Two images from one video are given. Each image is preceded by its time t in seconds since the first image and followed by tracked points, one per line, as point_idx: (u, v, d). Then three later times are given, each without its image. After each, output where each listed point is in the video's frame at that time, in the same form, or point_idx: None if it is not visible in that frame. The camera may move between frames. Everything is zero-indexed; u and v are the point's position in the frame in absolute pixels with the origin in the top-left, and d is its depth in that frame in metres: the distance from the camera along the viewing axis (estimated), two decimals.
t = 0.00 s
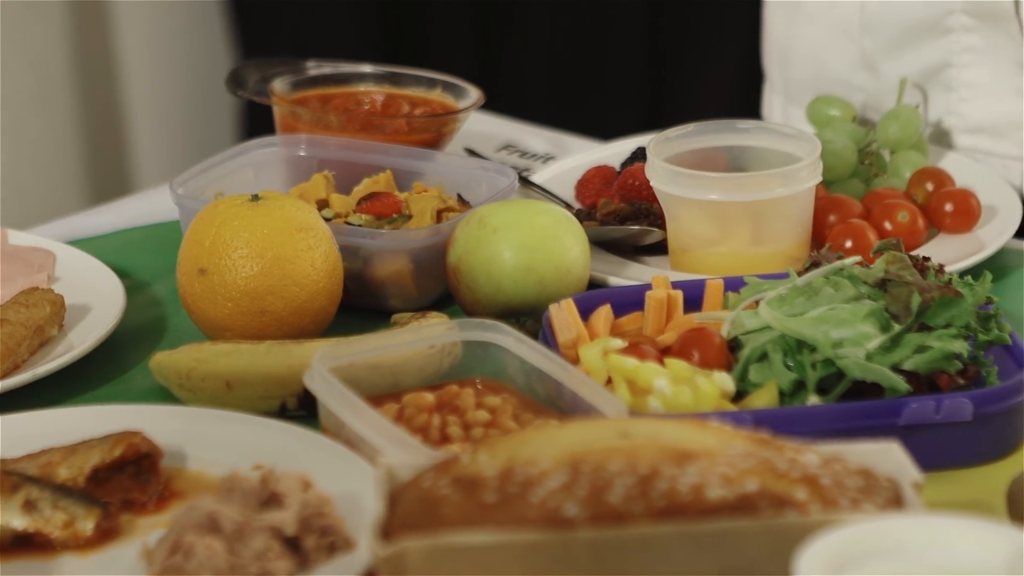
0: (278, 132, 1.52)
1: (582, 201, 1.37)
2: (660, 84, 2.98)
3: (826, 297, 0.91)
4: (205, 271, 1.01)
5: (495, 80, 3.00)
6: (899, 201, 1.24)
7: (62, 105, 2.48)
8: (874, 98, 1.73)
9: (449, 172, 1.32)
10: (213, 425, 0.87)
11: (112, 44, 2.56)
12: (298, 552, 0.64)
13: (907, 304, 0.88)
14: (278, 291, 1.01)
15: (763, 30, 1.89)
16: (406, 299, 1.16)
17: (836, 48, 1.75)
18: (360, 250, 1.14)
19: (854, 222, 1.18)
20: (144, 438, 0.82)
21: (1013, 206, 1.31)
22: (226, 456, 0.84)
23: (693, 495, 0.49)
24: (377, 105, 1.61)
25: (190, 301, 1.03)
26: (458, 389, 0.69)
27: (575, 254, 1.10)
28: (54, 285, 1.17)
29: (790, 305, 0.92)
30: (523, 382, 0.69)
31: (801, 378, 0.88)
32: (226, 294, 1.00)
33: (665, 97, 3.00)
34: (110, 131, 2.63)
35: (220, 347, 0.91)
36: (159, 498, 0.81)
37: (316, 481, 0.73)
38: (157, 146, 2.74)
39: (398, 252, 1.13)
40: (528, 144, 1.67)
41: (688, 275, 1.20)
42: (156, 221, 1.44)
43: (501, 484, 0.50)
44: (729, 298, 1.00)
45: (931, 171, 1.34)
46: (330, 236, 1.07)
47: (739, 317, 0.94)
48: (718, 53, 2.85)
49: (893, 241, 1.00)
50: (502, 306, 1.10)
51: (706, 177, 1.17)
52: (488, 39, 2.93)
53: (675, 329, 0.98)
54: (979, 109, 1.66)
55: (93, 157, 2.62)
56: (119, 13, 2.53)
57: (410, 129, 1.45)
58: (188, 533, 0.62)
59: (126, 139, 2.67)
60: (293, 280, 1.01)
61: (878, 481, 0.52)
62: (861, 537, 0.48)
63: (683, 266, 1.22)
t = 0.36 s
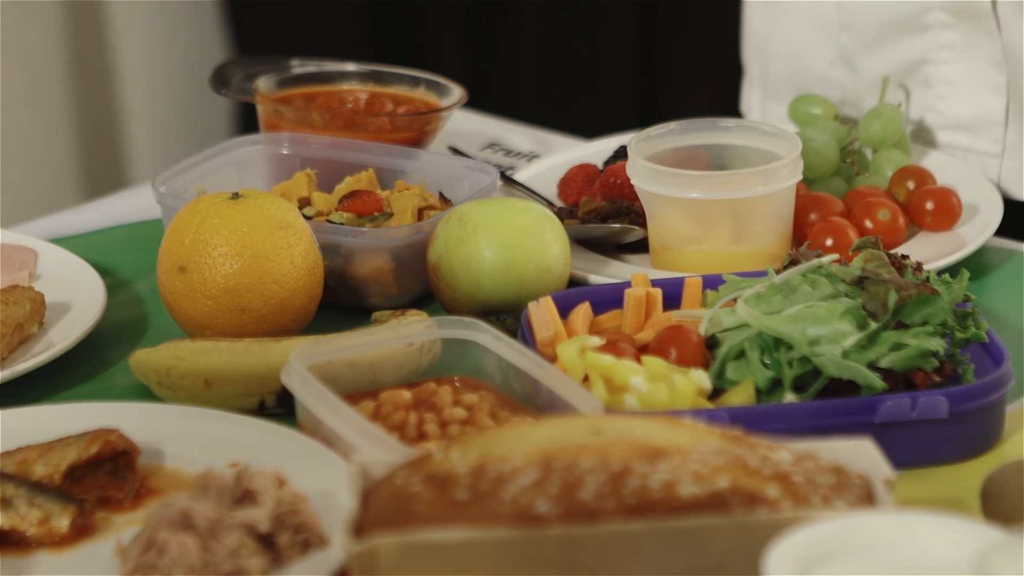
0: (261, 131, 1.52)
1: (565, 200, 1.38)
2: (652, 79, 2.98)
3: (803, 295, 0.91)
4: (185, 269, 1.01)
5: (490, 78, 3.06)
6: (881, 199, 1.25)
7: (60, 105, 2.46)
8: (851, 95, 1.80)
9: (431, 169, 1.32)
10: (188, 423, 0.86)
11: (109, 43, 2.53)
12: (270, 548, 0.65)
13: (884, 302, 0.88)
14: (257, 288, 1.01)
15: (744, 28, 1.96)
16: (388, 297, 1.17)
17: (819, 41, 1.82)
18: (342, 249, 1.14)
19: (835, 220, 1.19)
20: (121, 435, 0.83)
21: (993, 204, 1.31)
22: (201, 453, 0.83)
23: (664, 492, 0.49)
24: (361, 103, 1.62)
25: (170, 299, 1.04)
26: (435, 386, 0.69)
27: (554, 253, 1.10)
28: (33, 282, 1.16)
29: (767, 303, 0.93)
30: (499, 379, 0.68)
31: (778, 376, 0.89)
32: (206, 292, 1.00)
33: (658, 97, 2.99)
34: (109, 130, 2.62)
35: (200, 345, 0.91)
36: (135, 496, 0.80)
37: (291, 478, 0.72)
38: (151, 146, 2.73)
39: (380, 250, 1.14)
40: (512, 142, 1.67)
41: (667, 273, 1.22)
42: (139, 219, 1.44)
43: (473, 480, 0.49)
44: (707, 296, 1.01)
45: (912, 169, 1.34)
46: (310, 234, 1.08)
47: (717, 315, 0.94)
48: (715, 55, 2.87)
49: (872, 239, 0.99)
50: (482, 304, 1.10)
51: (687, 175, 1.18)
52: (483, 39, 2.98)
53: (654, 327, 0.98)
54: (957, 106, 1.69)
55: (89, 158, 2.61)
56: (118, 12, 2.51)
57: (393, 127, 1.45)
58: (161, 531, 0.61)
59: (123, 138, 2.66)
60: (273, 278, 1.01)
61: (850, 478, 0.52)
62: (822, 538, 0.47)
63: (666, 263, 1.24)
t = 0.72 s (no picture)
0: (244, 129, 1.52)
1: (547, 198, 1.40)
2: (648, 79, 2.94)
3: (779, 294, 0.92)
4: (164, 267, 1.01)
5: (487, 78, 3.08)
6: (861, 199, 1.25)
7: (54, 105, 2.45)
8: (835, 92, 1.82)
9: (413, 168, 1.33)
10: (165, 421, 0.86)
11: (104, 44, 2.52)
12: (243, 546, 0.65)
13: (860, 301, 0.89)
14: (236, 287, 1.01)
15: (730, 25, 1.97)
16: (367, 295, 1.17)
17: (803, 39, 1.84)
18: (321, 247, 1.14)
19: (815, 219, 1.20)
20: (97, 433, 0.82)
21: (973, 203, 1.32)
22: (178, 451, 0.83)
23: (636, 489, 0.49)
24: (344, 102, 1.62)
25: (149, 297, 1.04)
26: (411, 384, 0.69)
27: (534, 251, 1.10)
28: (15, 280, 1.16)
29: (744, 301, 0.93)
30: (477, 377, 0.69)
31: (753, 374, 0.89)
32: (185, 290, 1.01)
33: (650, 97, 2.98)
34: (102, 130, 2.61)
35: (179, 344, 0.91)
36: (111, 494, 0.81)
37: (264, 478, 0.73)
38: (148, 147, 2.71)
39: (359, 249, 1.13)
40: (496, 141, 1.67)
41: (645, 270, 1.22)
42: (123, 217, 1.44)
43: (444, 478, 0.49)
44: (685, 294, 1.02)
45: (893, 168, 1.35)
46: (289, 232, 1.07)
47: (693, 313, 0.95)
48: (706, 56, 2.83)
49: (850, 237, 1.00)
50: (462, 302, 1.10)
51: (667, 174, 1.18)
52: (477, 36, 3.02)
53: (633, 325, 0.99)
54: (942, 103, 1.72)
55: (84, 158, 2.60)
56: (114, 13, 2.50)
57: (376, 126, 1.46)
58: (134, 528, 0.62)
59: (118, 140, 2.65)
60: (252, 276, 1.01)
61: (821, 476, 0.53)
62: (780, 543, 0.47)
63: (645, 262, 1.24)
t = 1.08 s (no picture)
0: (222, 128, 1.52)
1: (524, 196, 1.39)
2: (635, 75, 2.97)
3: (751, 292, 0.92)
4: (138, 266, 1.01)
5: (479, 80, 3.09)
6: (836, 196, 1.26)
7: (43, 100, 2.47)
8: (820, 84, 1.84)
9: (390, 167, 1.33)
10: (137, 418, 0.87)
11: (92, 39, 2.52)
12: (211, 543, 0.65)
13: (831, 298, 0.90)
14: (210, 284, 1.01)
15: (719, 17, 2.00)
16: (343, 294, 1.17)
17: (790, 33, 1.86)
18: (297, 245, 1.14)
19: (791, 217, 1.20)
20: (67, 431, 0.83)
21: (948, 201, 1.32)
22: (148, 448, 0.83)
23: (601, 487, 0.49)
24: (322, 100, 1.62)
25: (124, 295, 1.04)
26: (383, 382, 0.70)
27: (508, 249, 1.11)
28: None
29: (716, 299, 0.93)
30: (448, 376, 0.69)
31: (725, 372, 0.89)
32: (159, 288, 1.00)
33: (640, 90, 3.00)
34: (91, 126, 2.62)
35: (152, 341, 0.91)
36: (81, 491, 0.81)
37: (234, 476, 0.72)
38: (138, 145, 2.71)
39: (335, 247, 1.14)
40: (475, 139, 1.67)
41: (620, 267, 1.23)
42: (103, 214, 1.45)
43: (409, 475, 0.49)
44: (658, 293, 1.02)
45: (869, 167, 1.35)
46: (264, 231, 1.07)
47: (666, 311, 0.95)
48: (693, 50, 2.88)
49: (823, 235, 1.00)
50: (436, 299, 1.11)
51: (642, 172, 1.19)
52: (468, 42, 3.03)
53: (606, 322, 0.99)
54: (928, 96, 1.72)
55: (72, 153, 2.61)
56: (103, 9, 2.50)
57: (353, 125, 1.46)
58: (101, 526, 0.62)
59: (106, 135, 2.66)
60: (227, 274, 1.01)
61: (788, 473, 0.52)
62: (734, 547, 0.46)
63: (620, 260, 1.25)
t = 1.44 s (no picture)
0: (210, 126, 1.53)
1: (509, 195, 1.40)
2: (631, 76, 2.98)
3: (732, 290, 0.93)
4: (122, 263, 1.01)
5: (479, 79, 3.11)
6: (820, 195, 1.27)
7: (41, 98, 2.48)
8: (815, 83, 1.86)
9: (376, 166, 1.33)
10: (118, 416, 0.86)
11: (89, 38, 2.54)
12: (188, 541, 0.64)
13: (812, 297, 0.91)
14: (193, 282, 1.01)
15: (712, 14, 2.02)
16: (327, 292, 1.18)
17: (785, 30, 1.87)
18: (280, 243, 1.15)
19: (774, 216, 1.20)
20: (46, 428, 0.83)
21: (933, 198, 1.33)
22: (125, 444, 0.83)
23: (575, 483, 0.48)
24: (309, 99, 1.63)
25: (107, 293, 1.04)
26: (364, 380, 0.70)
27: (492, 247, 1.12)
28: None
29: (696, 297, 0.94)
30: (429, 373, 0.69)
31: (704, 370, 0.89)
32: (142, 286, 1.01)
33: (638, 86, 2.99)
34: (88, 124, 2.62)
35: (134, 339, 0.92)
36: (62, 488, 0.81)
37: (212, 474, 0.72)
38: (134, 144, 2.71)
39: (319, 245, 1.14)
40: (464, 138, 1.68)
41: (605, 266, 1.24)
42: (92, 212, 1.46)
43: (384, 472, 0.49)
44: (640, 291, 1.03)
45: (854, 165, 1.36)
46: (247, 229, 1.08)
47: (647, 310, 0.96)
48: (692, 49, 2.88)
49: (805, 234, 1.01)
50: (420, 297, 1.12)
51: (625, 171, 1.19)
52: (467, 41, 3.05)
53: (588, 320, 0.99)
54: (926, 92, 1.72)
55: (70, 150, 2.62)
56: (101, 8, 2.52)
57: (340, 124, 1.47)
58: (78, 522, 0.63)
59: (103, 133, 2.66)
60: (210, 271, 1.02)
61: (763, 471, 0.52)
62: (704, 545, 0.45)
63: (604, 259, 1.25)
